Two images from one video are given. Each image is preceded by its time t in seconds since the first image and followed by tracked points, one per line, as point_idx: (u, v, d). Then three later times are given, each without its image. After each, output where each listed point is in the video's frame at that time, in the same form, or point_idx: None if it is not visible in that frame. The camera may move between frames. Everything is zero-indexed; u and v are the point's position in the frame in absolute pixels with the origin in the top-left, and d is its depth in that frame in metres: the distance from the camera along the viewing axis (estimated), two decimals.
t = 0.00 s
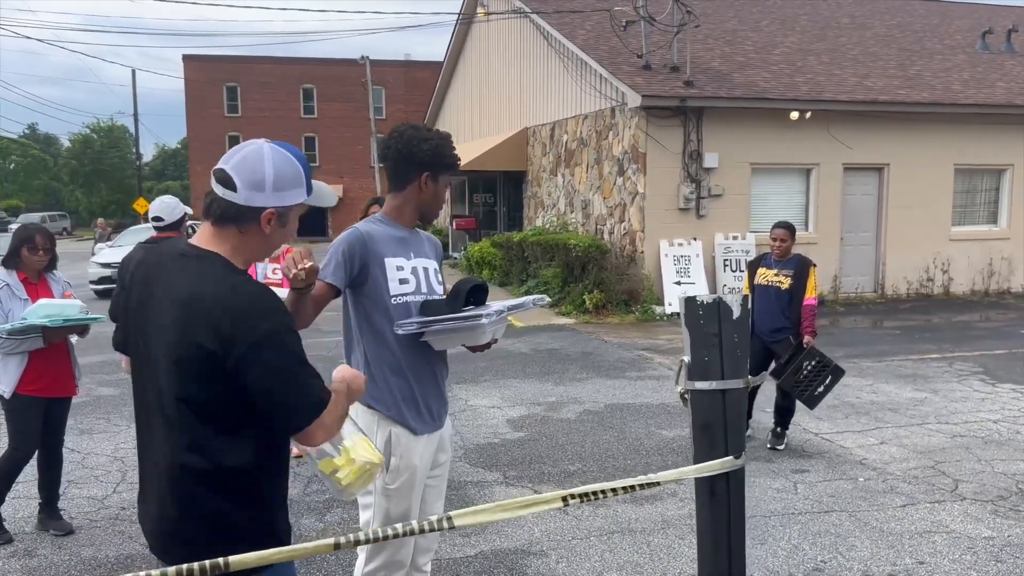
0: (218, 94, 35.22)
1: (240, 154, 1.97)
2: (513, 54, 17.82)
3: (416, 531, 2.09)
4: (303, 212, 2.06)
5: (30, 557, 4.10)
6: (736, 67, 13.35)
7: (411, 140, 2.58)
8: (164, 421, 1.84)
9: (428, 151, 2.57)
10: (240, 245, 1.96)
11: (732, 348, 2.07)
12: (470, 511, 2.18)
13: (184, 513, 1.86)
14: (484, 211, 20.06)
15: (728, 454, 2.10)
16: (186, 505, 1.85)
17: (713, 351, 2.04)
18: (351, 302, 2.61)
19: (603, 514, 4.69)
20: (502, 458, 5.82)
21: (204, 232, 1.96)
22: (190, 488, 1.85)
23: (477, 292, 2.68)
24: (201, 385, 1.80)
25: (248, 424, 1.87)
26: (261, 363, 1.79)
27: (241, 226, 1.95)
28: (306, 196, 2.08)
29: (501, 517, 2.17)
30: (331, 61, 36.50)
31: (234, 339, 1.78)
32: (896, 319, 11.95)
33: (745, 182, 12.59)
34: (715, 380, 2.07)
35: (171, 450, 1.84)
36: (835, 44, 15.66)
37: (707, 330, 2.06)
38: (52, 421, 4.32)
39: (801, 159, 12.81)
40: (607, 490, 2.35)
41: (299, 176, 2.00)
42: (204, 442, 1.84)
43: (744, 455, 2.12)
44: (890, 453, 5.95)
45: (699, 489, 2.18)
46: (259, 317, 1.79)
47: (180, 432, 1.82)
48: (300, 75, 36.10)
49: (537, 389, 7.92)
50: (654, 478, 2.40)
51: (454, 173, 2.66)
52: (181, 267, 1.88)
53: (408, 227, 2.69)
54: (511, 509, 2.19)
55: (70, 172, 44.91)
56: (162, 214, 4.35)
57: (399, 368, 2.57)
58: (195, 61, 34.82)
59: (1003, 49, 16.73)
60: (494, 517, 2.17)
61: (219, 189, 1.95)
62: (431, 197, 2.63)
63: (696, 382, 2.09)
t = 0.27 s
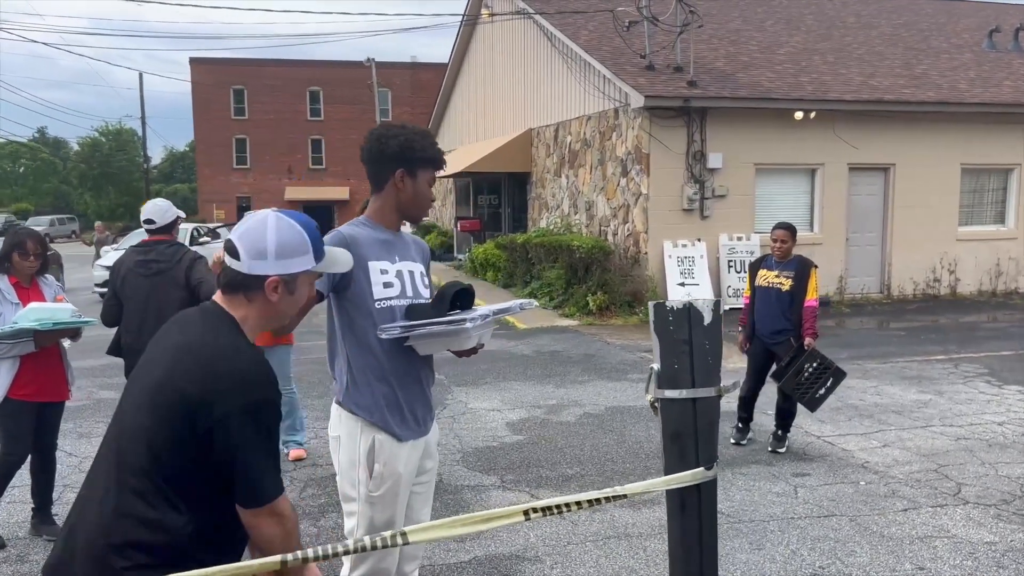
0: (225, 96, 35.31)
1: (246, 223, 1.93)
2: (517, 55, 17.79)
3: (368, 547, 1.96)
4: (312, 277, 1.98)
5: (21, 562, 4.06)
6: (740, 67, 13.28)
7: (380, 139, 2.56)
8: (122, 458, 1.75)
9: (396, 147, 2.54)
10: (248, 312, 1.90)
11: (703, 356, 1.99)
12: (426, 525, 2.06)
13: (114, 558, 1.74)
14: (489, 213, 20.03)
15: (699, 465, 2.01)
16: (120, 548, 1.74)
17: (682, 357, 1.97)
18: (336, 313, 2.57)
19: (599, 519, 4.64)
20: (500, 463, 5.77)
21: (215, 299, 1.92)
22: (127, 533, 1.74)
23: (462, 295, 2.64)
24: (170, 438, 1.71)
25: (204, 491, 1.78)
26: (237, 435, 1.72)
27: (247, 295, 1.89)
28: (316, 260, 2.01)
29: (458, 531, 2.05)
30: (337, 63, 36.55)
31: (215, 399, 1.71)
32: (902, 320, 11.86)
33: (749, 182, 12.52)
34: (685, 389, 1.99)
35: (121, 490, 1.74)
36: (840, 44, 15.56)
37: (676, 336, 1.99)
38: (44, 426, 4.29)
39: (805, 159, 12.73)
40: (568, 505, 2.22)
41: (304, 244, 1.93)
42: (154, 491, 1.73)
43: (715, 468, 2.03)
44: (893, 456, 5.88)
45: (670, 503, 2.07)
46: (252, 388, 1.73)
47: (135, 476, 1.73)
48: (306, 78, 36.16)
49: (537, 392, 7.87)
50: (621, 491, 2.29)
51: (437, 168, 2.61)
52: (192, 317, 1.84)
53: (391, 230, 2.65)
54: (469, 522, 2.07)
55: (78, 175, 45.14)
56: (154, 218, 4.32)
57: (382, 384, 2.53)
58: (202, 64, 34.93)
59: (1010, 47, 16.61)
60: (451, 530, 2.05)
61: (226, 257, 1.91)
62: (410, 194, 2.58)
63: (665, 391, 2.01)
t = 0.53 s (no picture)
0: (233, 97, 35.40)
1: (259, 294, 1.83)
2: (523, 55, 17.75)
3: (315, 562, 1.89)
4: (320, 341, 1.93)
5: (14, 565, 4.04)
6: (746, 66, 13.19)
7: (358, 137, 2.52)
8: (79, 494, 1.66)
9: (372, 144, 2.50)
10: (252, 378, 1.81)
11: (671, 360, 1.94)
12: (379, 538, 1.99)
13: None
14: (496, 213, 19.98)
15: (668, 473, 1.97)
16: None
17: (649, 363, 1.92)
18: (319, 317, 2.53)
19: (597, 522, 4.58)
20: (499, 465, 5.72)
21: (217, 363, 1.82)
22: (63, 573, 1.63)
23: (447, 297, 2.59)
24: (129, 494, 1.62)
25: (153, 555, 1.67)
26: (197, 508, 1.61)
27: (258, 365, 1.81)
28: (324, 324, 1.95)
29: (411, 545, 1.99)
30: (345, 64, 36.59)
31: (183, 464, 1.61)
32: (911, 320, 11.74)
33: (755, 181, 12.42)
34: (653, 395, 1.95)
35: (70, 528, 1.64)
36: (848, 41, 15.44)
37: (644, 341, 1.94)
38: (39, 429, 4.27)
39: (812, 158, 12.62)
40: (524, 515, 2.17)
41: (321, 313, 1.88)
42: (101, 539, 1.63)
43: (684, 475, 1.99)
44: (898, 458, 5.80)
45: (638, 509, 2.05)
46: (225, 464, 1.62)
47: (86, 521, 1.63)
48: (314, 78, 36.21)
49: (540, 393, 7.81)
50: (586, 500, 2.25)
51: (420, 163, 2.56)
52: (186, 372, 1.76)
53: (374, 230, 2.61)
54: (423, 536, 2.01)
55: (89, 176, 45.39)
56: (146, 219, 4.27)
57: (365, 394, 2.48)
58: (210, 66, 35.04)
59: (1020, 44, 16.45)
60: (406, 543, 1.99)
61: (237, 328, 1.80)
62: (391, 192, 2.54)
63: (632, 396, 1.97)
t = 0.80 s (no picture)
0: (240, 98, 35.48)
1: (230, 243, 1.78)
2: (527, 55, 17.71)
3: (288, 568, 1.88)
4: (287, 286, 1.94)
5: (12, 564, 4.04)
6: (752, 64, 13.12)
7: (350, 137, 2.52)
8: (62, 483, 1.65)
9: (363, 144, 2.49)
10: (228, 331, 1.80)
11: (655, 363, 1.92)
12: (353, 546, 1.99)
13: None
14: (501, 213, 19.95)
15: (653, 478, 1.95)
16: None
17: (632, 366, 1.90)
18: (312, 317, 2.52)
19: (597, 523, 4.55)
20: (501, 465, 5.70)
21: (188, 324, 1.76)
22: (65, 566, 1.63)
23: (441, 299, 2.57)
24: (115, 472, 1.61)
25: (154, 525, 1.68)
26: (192, 474, 1.61)
27: (236, 316, 1.79)
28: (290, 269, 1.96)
29: (387, 550, 2.00)
30: (351, 64, 36.61)
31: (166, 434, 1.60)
32: (918, 320, 11.67)
33: (761, 180, 12.37)
34: (636, 398, 1.93)
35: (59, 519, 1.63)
36: (854, 40, 15.36)
37: (628, 343, 1.92)
38: (37, 429, 4.26)
39: (818, 156, 12.56)
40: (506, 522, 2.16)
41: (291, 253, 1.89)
42: (98, 523, 1.63)
43: (668, 480, 1.96)
44: (903, 459, 5.76)
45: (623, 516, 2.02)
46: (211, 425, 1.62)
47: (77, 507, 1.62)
48: (320, 79, 36.25)
49: (542, 393, 7.78)
50: (566, 506, 2.22)
51: (414, 162, 2.55)
52: (148, 335, 1.72)
53: (369, 230, 2.59)
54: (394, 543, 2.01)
55: (97, 176, 45.55)
56: (146, 219, 4.32)
57: (357, 397, 2.46)
58: (217, 66, 35.12)
59: None
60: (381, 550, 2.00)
61: (210, 284, 1.75)
62: (384, 191, 2.53)
63: (616, 400, 1.95)
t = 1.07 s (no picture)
0: (248, 98, 35.54)
1: (163, 171, 1.84)
2: (533, 53, 17.68)
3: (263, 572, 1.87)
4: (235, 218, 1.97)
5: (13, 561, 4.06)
6: (759, 62, 13.06)
7: (343, 136, 2.51)
8: (64, 463, 1.71)
9: (357, 143, 2.48)
10: (174, 267, 1.86)
11: (641, 363, 1.90)
12: (332, 550, 1.98)
13: (83, 567, 1.72)
14: (507, 212, 19.92)
15: (638, 480, 1.94)
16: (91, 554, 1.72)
17: (617, 367, 1.88)
18: (307, 319, 2.52)
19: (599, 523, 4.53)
20: (503, 464, 5.69)
21: (130, 258, 1.84)
22: (95, 535, 1.72)
23: (437, 298, 2.55)
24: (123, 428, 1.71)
25: (171, 468, 1.81)
26: (202, 403, 1.75)
27: (177, 250, 1.84)
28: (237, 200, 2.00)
29: (365, 555, 1.99)
30: (358, 64, 36.63)
31: (166, 379, 1.72)
32: (926, 319, 11.59)
33: (767, 179, 12.31)
34: (621, 400, 1.91)
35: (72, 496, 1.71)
36: (862, 37, 15.28)
37: (613, 344, 1.90)
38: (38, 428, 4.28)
39: (825, 155, 12.49)
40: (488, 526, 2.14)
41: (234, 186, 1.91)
42: (116, 485, 1.73)
43: (654, 483, 1.95)
44: (908, 459, 5.72)
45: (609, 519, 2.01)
46: (208, 353, 1.75)
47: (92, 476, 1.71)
48: (328, 78, 36.28)
49: (547, 393, 7.75)
50: (549, 508, 2.20)
51: (408, 160, 2.53)
52: (102, 297, 1.77)
53: (365, 230, 2.59)
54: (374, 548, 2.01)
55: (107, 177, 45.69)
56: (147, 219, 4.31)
57: (351, 397, 2.45)
58: (225, 66, 35.19)
59: None
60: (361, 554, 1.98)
61: (145, 213, 1.81)
62: (378, 189, 2.51)
63: (601, 401, 1.93)
